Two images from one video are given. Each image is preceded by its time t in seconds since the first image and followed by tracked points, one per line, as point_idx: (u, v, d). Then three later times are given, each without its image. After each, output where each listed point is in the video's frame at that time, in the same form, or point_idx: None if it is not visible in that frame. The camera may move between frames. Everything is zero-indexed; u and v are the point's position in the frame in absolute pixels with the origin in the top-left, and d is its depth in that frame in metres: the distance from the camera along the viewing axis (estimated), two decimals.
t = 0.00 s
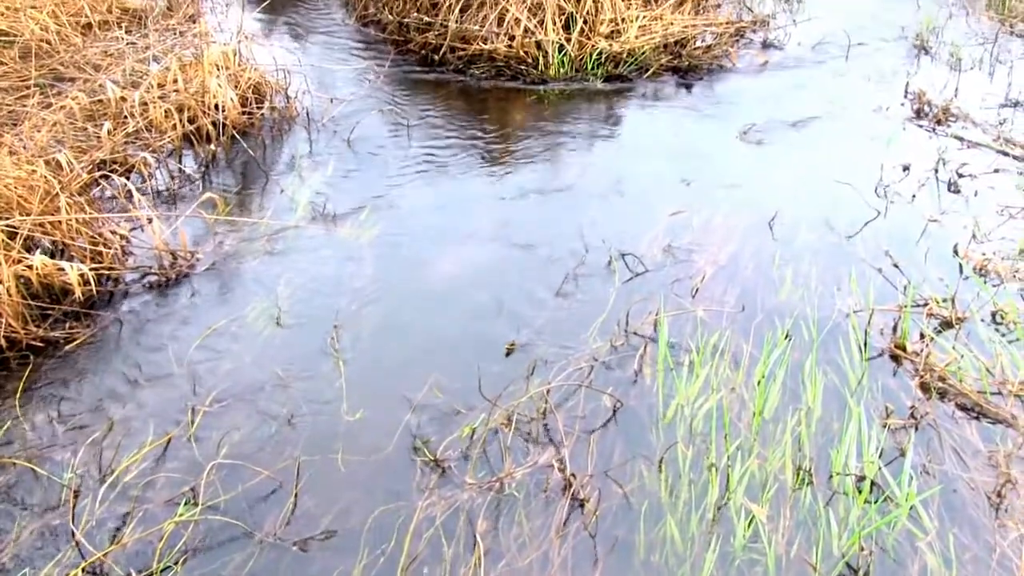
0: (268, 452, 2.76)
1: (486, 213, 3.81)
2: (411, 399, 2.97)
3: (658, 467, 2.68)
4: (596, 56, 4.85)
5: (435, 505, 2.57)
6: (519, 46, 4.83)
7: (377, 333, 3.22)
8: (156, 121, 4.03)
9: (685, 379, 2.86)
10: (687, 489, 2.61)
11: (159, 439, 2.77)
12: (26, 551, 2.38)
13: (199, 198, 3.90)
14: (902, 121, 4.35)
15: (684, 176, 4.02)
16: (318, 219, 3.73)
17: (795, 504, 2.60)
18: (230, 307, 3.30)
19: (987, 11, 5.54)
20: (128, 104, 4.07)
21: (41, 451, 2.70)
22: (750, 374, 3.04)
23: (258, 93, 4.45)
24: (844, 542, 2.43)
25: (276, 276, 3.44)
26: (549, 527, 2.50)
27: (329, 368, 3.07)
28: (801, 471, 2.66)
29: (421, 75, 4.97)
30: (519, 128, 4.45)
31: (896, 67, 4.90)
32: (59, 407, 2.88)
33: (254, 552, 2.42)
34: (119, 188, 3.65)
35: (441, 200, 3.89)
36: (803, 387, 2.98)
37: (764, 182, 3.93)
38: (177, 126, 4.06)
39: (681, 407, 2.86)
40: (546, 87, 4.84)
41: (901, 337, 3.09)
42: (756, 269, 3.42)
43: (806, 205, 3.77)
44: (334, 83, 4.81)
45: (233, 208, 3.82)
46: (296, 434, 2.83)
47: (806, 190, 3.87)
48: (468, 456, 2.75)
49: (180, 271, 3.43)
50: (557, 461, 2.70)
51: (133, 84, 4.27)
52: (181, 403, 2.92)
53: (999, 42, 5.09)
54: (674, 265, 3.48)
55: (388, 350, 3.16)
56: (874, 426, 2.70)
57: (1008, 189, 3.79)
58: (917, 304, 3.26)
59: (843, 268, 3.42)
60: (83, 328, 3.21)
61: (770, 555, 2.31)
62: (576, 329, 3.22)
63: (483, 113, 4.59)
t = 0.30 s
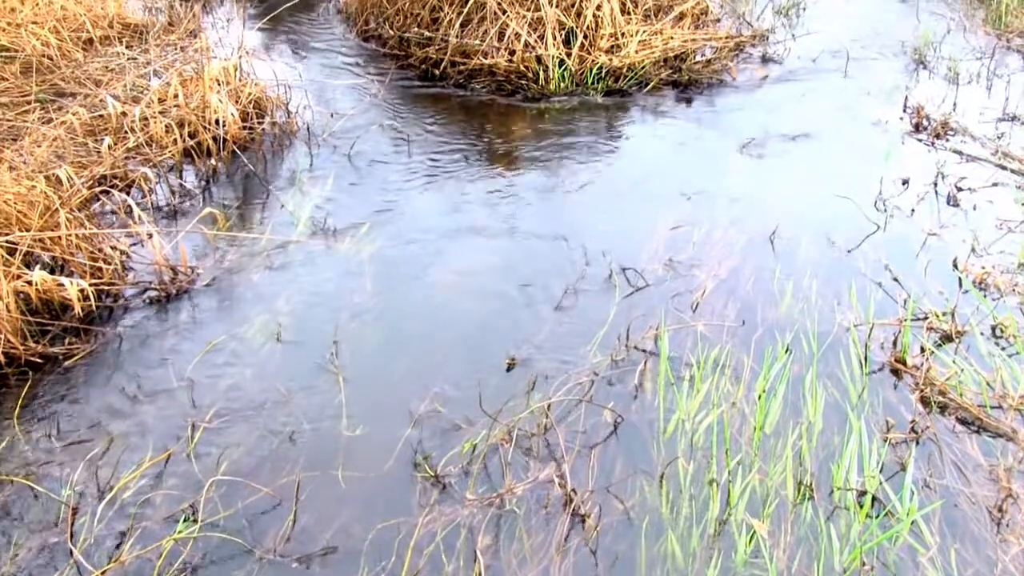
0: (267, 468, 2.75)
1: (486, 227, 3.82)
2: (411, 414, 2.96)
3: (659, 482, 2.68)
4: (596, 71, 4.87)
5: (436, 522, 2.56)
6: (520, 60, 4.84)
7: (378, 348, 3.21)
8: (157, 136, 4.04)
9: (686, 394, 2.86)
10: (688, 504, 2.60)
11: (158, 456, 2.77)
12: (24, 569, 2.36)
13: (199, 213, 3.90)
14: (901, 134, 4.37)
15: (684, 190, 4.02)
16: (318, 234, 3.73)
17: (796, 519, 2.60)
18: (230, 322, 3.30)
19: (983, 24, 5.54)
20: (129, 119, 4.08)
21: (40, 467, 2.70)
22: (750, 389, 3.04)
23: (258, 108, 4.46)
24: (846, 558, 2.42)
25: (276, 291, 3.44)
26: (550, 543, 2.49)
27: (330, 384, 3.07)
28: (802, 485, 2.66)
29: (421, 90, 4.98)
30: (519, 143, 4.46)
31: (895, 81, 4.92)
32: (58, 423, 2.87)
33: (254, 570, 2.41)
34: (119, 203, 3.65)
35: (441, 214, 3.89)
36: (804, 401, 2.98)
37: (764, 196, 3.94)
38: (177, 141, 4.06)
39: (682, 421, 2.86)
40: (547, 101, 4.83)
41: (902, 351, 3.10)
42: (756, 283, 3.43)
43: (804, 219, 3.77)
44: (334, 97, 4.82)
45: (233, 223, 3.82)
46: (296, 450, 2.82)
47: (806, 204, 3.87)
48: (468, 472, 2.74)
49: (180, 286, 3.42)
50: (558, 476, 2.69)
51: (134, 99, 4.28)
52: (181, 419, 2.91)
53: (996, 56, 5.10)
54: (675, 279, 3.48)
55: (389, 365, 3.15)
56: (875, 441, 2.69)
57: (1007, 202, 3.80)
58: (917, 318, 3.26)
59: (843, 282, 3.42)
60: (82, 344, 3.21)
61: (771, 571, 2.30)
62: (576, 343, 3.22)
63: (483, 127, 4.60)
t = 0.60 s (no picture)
0: (265, 489, 2.74)
1: (485, 247, 3.82)
2: (409, 435, 2.96)
3: (658, 504, 2.67)
4: (596, 91, 4.89)
5: (433, 544, 2.55)
6: (520, 80, 4.87)
7: (377, 368, 3.21)
8: (157, 155, 4.05)
9: (685, 415, 2.85)
10: (687, 526, 2.59)
11: (155, 476, 2.76)
12: None
13: (198, 232, 3.90)
14: (899, 154, 4.38)
15: (684, 211, 4.02)
16: (317, 254, 3.73)
17: (795, 541, 2.58)
18: (228, 342, 3.30)
19: (980, 45, 5.53)
20: (129, 138, 4.09)
21: (36, 489, 2.69)
22: (749, 410, 3.03)
23: (259, 127, 4.46)
24: None
25: (275, 311, 3.44)
26: (548, 566, 2.48)
27: (328, 404, 3.06)
28: (801, 507, 2.65)
29: (421, 110, 4.99)
30: (518, 163, 4.47)
31: (894, 102, 4.92)
32: (55, 444, 2.86)
33: None
34: (118, 222, 3.66)
35: (439, 234, 3.90)
36: (803, 422, 2.97)
37: (763, 216, 3.94)
38: (177, 161, 4.07)
39: (681, 442, 2.85)
40: (546, 121, 4.85)
41: (901, 372, 3.09)
42: (755, 303, 3.43)
43: (802, 240, 3.78)
44: (334, 117, 4.83)
45: (233, 242, 3.82)
46: (294, 471, 2.81)
47: (803, 224, 3.88)
48: (466, 493, 2.73)
49: (179, 306, 3.42)
50: (556, 498, 2.68)
51: (134, 119, 4.29)
52: (178, 439, 2.90)
53: (993, 77, 5.10)
54: (674, 299, 3.48)
55: (387, 385, 3.15)
56: (874, 462, 2.69)
57: (1004, 223, 3.81)
58: (916, 338, 3.26)
59: (842, 302, 3.42)
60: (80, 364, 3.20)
61: None
62: (575, 364, 3.21)
63: (482, 147, 4.61)
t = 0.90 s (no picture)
0: (263, 516, 2.74)
1: (485, 274, 3.83)
2: (408, 463, 2.95)
3: (657, 534, 2.65)
4: (597, 119, 4.92)
5: (430, 573, 2.54)
6: (521, 108, 4.89)
7: (376, 395, 3.21)
8: (160, 181, 4.07)
9: (685, 444, 2.84)
10: (685, 557, 2.57)
11: (153, 503, 2.76)
12: None
13: (200, 258, 3.92)
14: (899, 185, 4.39)
15: (685, 241, 4.03)
16: (318, 280, 3.74)
17: (795, 573, 2.56)
18: (229, 368, 3.30)
19: (979, 76, 5.54)
20: (132, 164, 4.12)
21: (34, 515, 2.69)
22: (749, 440, 3.02)
23: (261, 154, 4.49)
24: None
25: (275, 337, 3.44)
26: None
27: (327, 431, 3.06)
28: (801, 538, 2.63)
29: (423, 137, 5.01)
30: (519, 190, 4.49)
31: (894, 132, 4.93)
32: (54, 470, 2.86)
33: None
34: (120, 248, 3.68)
35: (441, 261, 3.91)
36: (803, 452, 2.95)
37: (763, 245, 3.95)
38: (180, 187, 4.09)
39: (680, 472, 2.83)
40: (547, 149, 4.87)
41: (901, 403, 3.08)
42: (755, 333, 3.42)
43: (802, 269, 3.79)
44: (337, 144, 4.86)
45: (234, 267, 3.83)
46: (292, 498, 2.81)
47: (803, 253, 3.89)
48: (464, 522, 2.72)
49: (180, 331, 3.43)
50: (554, 528, 2.67)
51: (138, 145, 4.32)
52: (177, 466, 2.90)
53: (992, 108, 5.12)
54: (674, 328, 3.48)
55: (387, 413, 3.15)
56: (874, 494, 2.67)
57: (1005, 253, 3.81)
58: (916, 369, 3.25)
59: (842, 332, 3.42)
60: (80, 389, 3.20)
61: None
62: (574, 392, 3.21)
63: (484, 174, 4.63)
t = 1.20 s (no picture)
0: (263, 545, 2.72)
1: (488, 304, 3.84)
2: (409, 493, 2.94)
3: (658, 566, 2.63)
4: (601, 150, 4.95)
5: None
6: (526, 139, 4.95)
7: (379, 425, 3.21)
8: (165, 209, 4.09)
9: (686, 476, 2.83)
10: None
11: (154, 531, 2.75)
12: None
13: (204, 286, 3.93)
14: (902, 218, 4.40)
15: (690, 272, 4.04)
16: (322, 309, 3.75)
17: None
18: (231, 397, 3.30)
19: (982, 109, 5.56)
20: (138, 192, 4.15)
21: (33, 542, 2.68)
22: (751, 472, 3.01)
23: (266, 182, 4.51)
24: None
25: (279, 366, 3.45)
26: None
27: (329, 460, 3.06)
28: (803, 571, 2.61)
29: (428, 166, 5.04)
30: (523, 220, 4.51)
31: (898, 165, 4.95)
32: (55, 498, 2.86)
33: None
34: (125, 276, 3.70)
35: (444, 290, 3.92)
36: (805, 485, 2.94)
37: (765, 277, 3.96)
38: (185, 215, 4.11)
39: (682, 503, 2.82)
40: (552, 179, 4.88)
41: (903, 436, 3.08)
42: (758, 365, 3.43)
43: (805, 301, 3.79)
44: (342, 173, 4.89)
45: (238, 296, 3.85)
46: (293, 527, 2.80)
47: (806, 286, 3.90)
48: (466, 552, 2.71)
49: (183, 359, 3.43)
50: (556, 559, 2.66)
51: (144, 173, 4.35)
52: (178, 494, 2.89)
53: (995, 141, 5.14)
54: (676, 359, 3.48)
55: (389, 443, 3.14)
56: (877, 527, 2.66)
57: (1007, 287, 3.82)
58: (919, 402, 3.25)
59: (844, 365, 3.42)
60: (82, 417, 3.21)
61: None
62: (577, 423, 3.21)
63: (488, 203, 4.65)
